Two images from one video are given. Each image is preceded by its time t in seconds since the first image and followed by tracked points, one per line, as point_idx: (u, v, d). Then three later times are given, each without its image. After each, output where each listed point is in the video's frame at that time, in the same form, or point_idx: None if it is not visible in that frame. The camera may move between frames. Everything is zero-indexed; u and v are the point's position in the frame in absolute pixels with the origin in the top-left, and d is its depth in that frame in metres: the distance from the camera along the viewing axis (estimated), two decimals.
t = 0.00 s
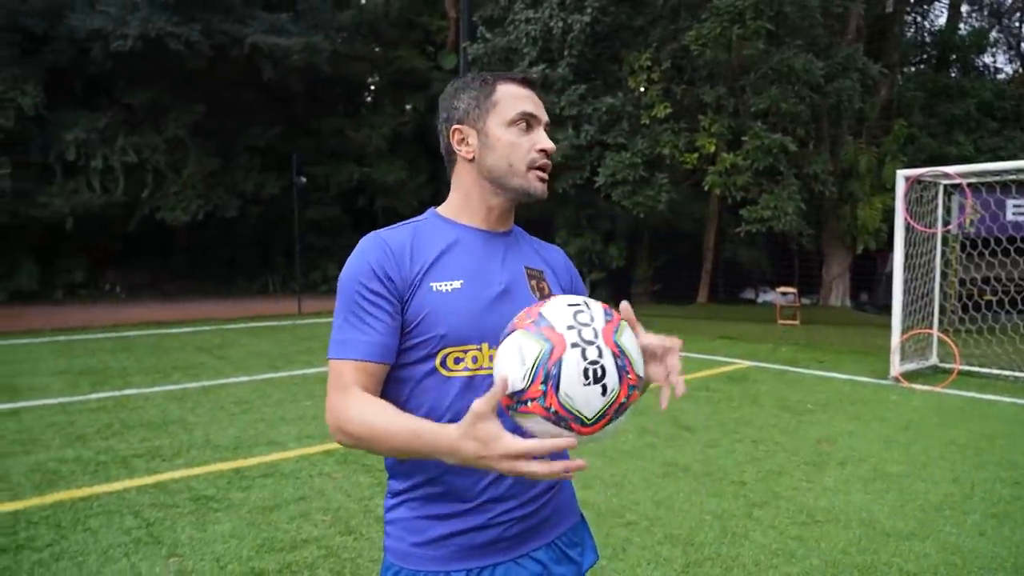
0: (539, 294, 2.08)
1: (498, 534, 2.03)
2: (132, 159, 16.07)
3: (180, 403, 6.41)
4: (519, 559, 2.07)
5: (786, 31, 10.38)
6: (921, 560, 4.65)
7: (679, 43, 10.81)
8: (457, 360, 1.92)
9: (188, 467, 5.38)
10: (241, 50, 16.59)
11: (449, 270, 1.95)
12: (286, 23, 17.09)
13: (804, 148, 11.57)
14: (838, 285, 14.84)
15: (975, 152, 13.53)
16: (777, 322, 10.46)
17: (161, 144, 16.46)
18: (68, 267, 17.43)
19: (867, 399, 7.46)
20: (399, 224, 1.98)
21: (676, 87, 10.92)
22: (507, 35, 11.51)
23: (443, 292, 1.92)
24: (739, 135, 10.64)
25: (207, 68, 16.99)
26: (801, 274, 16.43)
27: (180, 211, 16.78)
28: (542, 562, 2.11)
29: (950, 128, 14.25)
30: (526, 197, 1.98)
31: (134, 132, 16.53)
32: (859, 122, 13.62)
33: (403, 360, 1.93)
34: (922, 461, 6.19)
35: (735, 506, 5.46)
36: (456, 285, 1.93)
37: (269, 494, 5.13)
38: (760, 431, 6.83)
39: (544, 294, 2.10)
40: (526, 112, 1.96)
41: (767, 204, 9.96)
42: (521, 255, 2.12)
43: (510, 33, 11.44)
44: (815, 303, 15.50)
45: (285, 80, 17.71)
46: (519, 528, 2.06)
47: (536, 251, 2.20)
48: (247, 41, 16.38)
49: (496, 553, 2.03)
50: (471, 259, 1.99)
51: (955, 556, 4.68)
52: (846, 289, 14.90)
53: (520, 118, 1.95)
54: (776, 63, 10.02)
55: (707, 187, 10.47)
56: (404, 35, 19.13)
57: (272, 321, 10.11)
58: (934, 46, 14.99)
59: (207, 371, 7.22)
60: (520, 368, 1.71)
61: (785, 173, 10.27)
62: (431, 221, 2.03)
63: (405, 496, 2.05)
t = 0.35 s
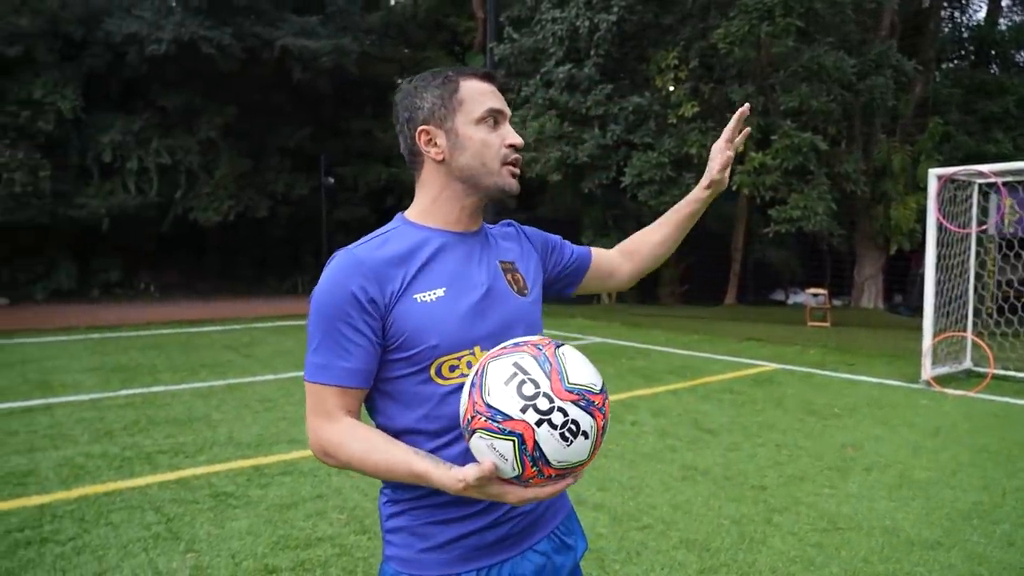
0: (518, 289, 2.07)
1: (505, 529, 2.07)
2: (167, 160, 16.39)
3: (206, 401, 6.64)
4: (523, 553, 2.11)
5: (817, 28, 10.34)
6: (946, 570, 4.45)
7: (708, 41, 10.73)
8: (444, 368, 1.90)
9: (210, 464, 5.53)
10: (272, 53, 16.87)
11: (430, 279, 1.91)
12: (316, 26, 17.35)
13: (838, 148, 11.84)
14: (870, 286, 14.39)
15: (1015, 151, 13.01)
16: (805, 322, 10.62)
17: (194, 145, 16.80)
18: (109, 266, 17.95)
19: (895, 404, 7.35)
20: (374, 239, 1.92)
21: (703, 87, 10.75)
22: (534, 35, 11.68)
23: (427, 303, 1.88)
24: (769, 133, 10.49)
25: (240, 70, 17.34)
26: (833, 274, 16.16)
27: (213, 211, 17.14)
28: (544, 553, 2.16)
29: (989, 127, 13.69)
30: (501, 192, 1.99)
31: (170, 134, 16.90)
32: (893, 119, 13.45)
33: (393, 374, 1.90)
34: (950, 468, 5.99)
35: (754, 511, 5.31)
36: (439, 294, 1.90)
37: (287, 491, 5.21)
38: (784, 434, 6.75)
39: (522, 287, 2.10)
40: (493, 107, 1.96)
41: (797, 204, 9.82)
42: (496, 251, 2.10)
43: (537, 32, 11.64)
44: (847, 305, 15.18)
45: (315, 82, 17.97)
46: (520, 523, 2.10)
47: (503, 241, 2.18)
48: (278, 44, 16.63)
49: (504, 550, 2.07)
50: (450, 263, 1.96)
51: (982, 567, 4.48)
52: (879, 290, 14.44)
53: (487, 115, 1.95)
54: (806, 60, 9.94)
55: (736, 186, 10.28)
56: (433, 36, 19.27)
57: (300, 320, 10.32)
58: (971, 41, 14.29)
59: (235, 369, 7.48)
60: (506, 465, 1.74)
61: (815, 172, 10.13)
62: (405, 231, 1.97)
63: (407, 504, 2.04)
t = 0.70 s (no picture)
0: (521, 293, 2.05)
1: (506, 535, 2.02)
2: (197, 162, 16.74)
3: (232, 399, 6.76)
4: (525, 560, 2.06)
5: (848, 24, 10.19)
6: None
7: (737, 38, 10.58)
8: (445, 370, 1.89)
9: (233, 462, 5.63)
10: (301, 55, 17.12)
11: (432, 281, 1.90)
12: (344, 27, 17.51)
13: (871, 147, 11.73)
14: (902, 287, 14.42)
15: None
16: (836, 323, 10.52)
17: (225, 147, 17.07)
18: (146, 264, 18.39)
19: (927, 409, 7.20)
20: (377, 240, 1.92)
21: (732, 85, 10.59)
22: (560, 34, 11.69)
23: (430, 305, 1.87)
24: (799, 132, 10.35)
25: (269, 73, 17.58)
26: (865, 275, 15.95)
27: (243, 212, 17.40)
28: (547, 560, 2.10)
29: None
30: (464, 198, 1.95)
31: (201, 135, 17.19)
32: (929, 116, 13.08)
33: (395, 376, 1.89)
34: (983, 476, 5.83)
35: (778, 518, 5.21)
36: (443, 296, 1.89)
37: (308, 490, 5.28)
38: (811, 439, 6.64)
39: (526, 290, 2.07)
40: (433, 113, 1.92)
41: (827, 204, 9.69)
42: (500, 253, 2.08)
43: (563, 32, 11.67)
44: (879, 306, 14.97)
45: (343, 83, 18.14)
46: (523, 528, 2.05)
47: (509, 242, 2.15)
48: (306, 46, 16.88)
49: (505, 556, 2.03)
50: (454, 266, 1.95)
51: None
52: (912, 293, 14.48)
53: (427, 124, 1.92)
54: (837, 57, 9.77)
55: (763, 186, 10.06)
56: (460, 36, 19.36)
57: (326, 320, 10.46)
58: (1011, 36, 13.66)
59: (261, 368, 7.60)
60: (523, 456, 1.71)
61: (846, 171, 10.01)
62: (409, 233, 1.96)
63: (408, 504, 2.01)
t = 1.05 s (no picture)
0: (535, 303, 1.97)
1: (509, 552, 1.96)
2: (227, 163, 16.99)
3: (258, 399, 6.86)
4: None
5: (880, 20, 10.03)
6: None
7: (767, 36, 10.46)
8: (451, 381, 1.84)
9: (257, 462, 5.70)
10: (328, 57, 17.38)
11: (441, 288, 1.87)
12: (371, 29, 17.65)
13: (905, 145, 11.53)
14: (937, 289, 14.41)
15: None
16: (868, 327, 10.31)
17: (254, 149, 17.30)
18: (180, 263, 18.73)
19: (961, 416, 7.03)
20: (389, 244, 1.91)
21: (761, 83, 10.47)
22: (586, 34, 11.64)
23: (437, 313, 1.83)
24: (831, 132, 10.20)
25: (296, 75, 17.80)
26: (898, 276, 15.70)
27: (272, 213, 17.61)
28: None
29: None
30: (464, 204, 1.90)
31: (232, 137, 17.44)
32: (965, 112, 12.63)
33: (399, 383, 1.86)
34: (1018, 487, 5.67)
35: (804, 527, 5.12)
36: (451, 303, 1.85)
37: (329, 492, 5.32)
38: (840, 446, 6.53)
39: (541, 301, 1.98)
40: (435, 118, 1.90)
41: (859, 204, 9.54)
42: (515, 261, 2.01)
43: (589, 31, 11.63)
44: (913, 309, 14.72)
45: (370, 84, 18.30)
46: (528, 547, 1.98)
47: (528, 251, 2.08)
48: (334, 48, 17.14)
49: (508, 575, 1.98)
50: (466, 274, 1.91)
51: None
52: (946, 295, 14.51)
53: (430, 129, 1.90)
54: (869, 55, 9.58)
55: (793, 186, 9.90)
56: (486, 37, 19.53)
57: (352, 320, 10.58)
58: None
59: (287, 368, 7.70)
60: (459, 489, 1.64)
61: (879, 171, 9.83)
62: (423, 239, 1.95)
63: (413, 517, 2.00)
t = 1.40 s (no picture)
0: (518, 317, 1.88)
1: (490, 561, 1.89)
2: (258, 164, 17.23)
3: (283, 398, 6.96)
4: None
5: (912, 15, 9.88)
6: None
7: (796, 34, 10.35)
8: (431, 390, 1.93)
9: (279, 462, 5.77)
10: (356, 59, 17.42)
11: (424, 300, 1.97)
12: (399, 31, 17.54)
13: (939, 142, 11.27)
14: (973, 291, 13.65)
15: None
16: (901, 329, 10.09)
17: (284, 150, 17.52)
18: (214, 263, 19.06)
19: (997, 421, 6.86)
20: (395, 255, 2.09)
21: (789, 82, 10.36)
22: (612, 33, 11.63)
23: (413, 325, 1.96)
24: (861, 130, 10.05)
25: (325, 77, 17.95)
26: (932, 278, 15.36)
27: (300, 213, 17.80)
28: None
29: None
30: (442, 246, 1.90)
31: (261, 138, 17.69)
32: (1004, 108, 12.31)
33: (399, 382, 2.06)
34: None
35: (831, 535, 5.03)
36: (427, 315, 1.95)
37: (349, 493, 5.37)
38: (869, 451, 6.41)
39: (528, 315, 1.89)
40: (405, 170, 1.85)
41: (891, 203, 9.38)
42: (508, 272, 1.93)
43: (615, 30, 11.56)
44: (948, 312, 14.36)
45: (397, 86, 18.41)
46: (511, 561, 1.88)
47: (536, 259, 1.95)
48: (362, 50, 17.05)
49: None
50: (449, 286, 1.95)
51: None
52: (984, 298, 13.66)
53: (403, 180, 1.87)
54: (902, 52, 9.38)
55: (824, 186, 9.77)
56: (513, 37, 19.51)
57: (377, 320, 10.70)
58: None
59: (312, 368, 7.81)
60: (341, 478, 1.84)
61: (911, 169, 9.66)
62: (422, 250, 2.05)
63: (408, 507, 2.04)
